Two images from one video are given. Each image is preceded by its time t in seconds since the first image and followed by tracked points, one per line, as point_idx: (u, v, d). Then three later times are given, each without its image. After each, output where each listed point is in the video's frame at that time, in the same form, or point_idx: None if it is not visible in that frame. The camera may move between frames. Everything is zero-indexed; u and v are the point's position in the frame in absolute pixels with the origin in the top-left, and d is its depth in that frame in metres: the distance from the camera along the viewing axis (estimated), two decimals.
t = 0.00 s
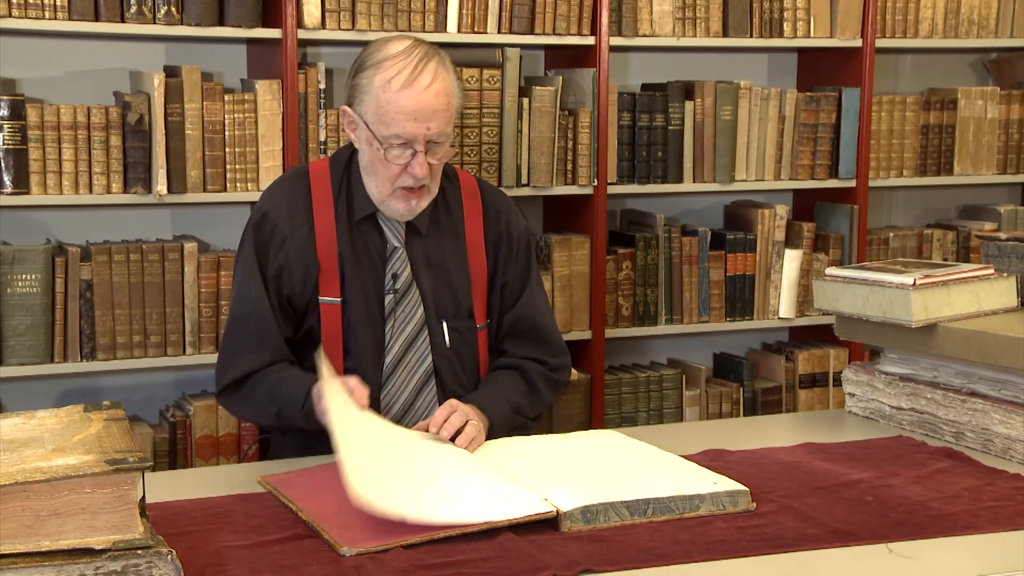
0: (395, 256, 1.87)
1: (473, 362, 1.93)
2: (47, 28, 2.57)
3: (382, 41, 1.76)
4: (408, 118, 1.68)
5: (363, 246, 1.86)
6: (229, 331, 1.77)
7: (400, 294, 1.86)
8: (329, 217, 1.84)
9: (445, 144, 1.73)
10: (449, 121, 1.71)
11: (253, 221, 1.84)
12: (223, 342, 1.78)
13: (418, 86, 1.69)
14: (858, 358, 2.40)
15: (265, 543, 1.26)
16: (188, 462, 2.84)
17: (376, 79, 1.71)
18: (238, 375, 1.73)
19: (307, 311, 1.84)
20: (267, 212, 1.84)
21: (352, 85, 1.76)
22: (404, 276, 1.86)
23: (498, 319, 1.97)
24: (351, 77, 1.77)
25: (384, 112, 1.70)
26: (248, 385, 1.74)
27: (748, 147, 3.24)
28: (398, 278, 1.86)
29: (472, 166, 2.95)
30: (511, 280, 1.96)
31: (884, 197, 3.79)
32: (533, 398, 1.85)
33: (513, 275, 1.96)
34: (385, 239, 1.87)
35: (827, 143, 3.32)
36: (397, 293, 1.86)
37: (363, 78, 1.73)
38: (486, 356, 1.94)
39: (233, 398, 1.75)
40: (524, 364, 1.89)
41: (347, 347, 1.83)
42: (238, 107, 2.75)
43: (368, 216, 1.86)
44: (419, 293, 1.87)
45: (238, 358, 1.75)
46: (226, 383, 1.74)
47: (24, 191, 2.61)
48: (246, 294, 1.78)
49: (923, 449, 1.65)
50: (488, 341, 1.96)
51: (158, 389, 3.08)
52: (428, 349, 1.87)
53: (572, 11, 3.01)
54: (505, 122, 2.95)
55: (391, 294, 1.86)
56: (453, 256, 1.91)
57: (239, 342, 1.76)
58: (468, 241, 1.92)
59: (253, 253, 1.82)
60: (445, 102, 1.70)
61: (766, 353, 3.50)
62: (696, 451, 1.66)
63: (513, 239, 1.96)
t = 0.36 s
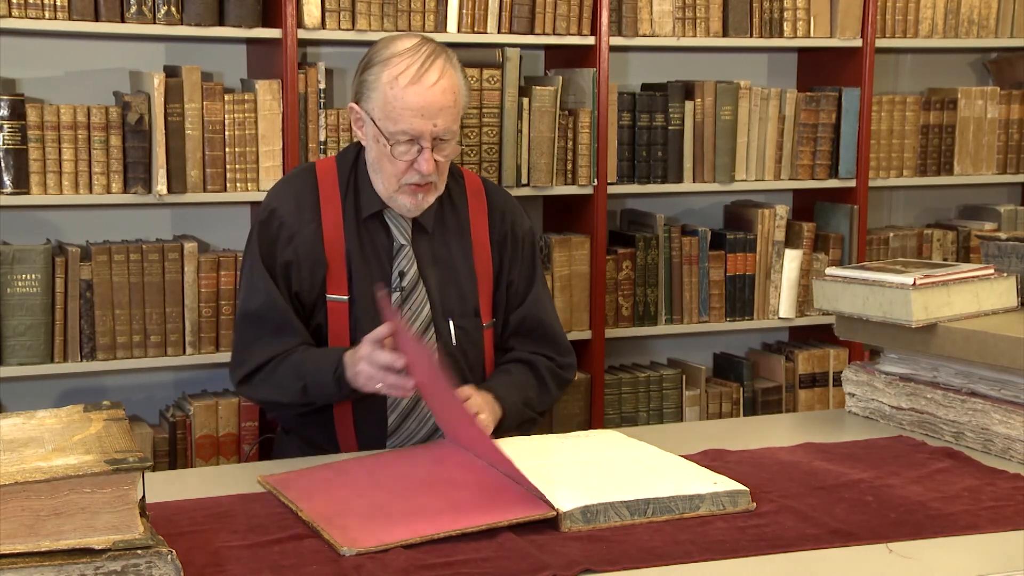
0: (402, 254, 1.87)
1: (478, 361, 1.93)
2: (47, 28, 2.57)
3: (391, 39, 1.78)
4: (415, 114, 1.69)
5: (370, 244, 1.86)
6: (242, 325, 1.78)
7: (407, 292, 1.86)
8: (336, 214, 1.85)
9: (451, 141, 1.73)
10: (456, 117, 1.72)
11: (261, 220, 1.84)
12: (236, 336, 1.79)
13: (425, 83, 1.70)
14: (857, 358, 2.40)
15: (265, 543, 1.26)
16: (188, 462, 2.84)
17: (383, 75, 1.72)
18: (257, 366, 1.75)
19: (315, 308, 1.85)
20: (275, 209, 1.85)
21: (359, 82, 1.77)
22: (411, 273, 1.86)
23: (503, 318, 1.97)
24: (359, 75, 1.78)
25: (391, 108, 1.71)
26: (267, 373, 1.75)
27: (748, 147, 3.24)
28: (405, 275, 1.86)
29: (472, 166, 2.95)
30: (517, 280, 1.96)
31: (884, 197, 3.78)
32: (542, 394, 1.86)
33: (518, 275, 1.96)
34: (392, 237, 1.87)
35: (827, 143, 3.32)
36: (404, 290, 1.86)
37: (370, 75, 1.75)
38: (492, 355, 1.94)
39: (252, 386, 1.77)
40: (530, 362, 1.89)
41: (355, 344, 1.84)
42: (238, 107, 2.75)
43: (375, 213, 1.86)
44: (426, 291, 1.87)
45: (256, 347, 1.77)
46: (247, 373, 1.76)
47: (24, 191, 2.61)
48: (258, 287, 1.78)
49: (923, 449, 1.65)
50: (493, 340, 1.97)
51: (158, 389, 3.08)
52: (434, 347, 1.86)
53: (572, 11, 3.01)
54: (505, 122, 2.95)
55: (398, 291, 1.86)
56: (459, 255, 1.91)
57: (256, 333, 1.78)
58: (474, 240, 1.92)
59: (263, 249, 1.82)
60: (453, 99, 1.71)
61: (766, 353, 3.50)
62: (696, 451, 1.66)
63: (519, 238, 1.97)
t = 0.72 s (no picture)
0: (404, 254, 1.87)
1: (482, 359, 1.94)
2: (47, 28, 2.57)
3: (390, 40, 1.77)
4: (414, 114, 1.69)
5: (372, 244, 1.87)
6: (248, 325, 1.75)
7: (409, 292, 1.86)
8: (340, 215, 1.84)
9: (451, 140, 1.73)
10: (456, 117, 1.71)
11: (264, 221, 1.84)
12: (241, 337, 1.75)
13: (423, 83, 1.69)
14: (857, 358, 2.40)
15: (265, 543, 1.26)
16: (188, 462, 2.84)
17: (382, 75, 1.72)
18: (266, 366, 1.72)
19: (318, 310, 1.85)
20: (279, 210, 1.84)
21: (359, 83, 1.77)
22: (414, 273, 1.86)
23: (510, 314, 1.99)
24: (358, 75, 1.78)
25: (390, 108, 1.71)
26: (275, 373, 1.72)
27: (748, 147, 3.24)
28: (408, 275, 1.85)
29: (472, 166, 2.95)
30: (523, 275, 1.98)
31: (884, 197, 3.78)
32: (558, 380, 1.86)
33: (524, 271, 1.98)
34: (394, 237, 1.87)
35: (827, 143, 3.32)
36: (406, 290, 1.85)
37: (370, 75, 1.74)
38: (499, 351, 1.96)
39: (260, 389, 1.73)
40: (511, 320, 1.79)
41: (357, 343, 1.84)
42: (238, 106, 2.75)
43: (377, 213, 1.86)
44: (428, 291, 1.87)
45: (262, 346, 1.74)
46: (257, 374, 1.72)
47: (24, 191, 2.61)
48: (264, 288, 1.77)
49: (923, 449, 1.65)
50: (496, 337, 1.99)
51: (158, 389, 3.08)
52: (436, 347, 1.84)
53: (572, 11, 3.01)
54: (505, 122, 2.95)
55: (400, 291, 1.85)
56: (462, 254, 1.92)
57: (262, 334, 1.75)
58: (478, 239, 1.93)
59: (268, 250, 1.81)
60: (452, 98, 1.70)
61: (766, 353, 3.50)
62: (696, 451, 1.66)
63: (522, 235, 1.99)
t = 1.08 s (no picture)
0: (408, 255, 1.87)
1: (484, 363, 1.93)
2: (47, 28, 2.57)
3: (396, 40, 1.77)
4: (421, 115, 1.70)
5: (375, 245, 1.87)
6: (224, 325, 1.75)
7: (412, 293, 1.87)
8: (340, 216, 1.84)
9: (457, 142, 1.73)
10: (461, 119, 1.72)
11: (265, 220, 1.83)
12: (217, 336, 1.75)
13: (431, 84, 1.70)
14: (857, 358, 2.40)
15: (265, 543, 1.26)
16: (188, 461, 2.84)
17: (389, 77, 1.72)
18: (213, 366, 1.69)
19: (315, 311, 1.83)
20: (279, 210, 1.84)
21: (366, 84, 1.77)
22: (417, 275, 1.87)
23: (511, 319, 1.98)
24: (365, 76, 1.78)
25: (398, 109, 1.71)
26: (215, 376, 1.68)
27: (748, 147, 3.24)
28: (411, 276, 1.86)
29: (472, 166, 2.95)
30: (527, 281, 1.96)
31: (884, 197, 3.78)
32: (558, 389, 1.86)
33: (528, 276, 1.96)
34: (397, 238, 1.88)
35: (827, 143, 3.32)
36: (409, 291, 1.87)
37: (376, 76, 1.75)
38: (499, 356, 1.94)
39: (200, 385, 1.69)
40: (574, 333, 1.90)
41: (357, 345, 1.83)
42: (238, 106, 2.75)
43: (380, 215, 1.87)
44: (430, 293, 1.87)
45: (225, 347, 1.73)
46: (200, 372, 1.69)
47: (24, 191, 2.61)
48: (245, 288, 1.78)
49: (923, 449, 1.65)
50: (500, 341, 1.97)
51: (158, 389, 3.08)
52: (439, 349, 1.87)
53: (572, 11, 3.01)
54: (505, 122, 2.95)
55: (403, 292, 1.86)
56: (466, 257, 1.91)
57: (229, 333, 1.74)
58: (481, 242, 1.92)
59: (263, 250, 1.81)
60: (459, 101, 1.71)
61: (766, 353, 3.50)
62: (696, 451, 1.66)
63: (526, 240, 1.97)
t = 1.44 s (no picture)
0: (409, 256, 1.87)
1: (484, 364, 1.93)
2: (47, 28, 2.57)
3: (401, 39, 1.77)
4: (426, 114, 1.70)
5: (377, 246, 1.86)
6: (227, 326, 1.76)
7: (413, 294, 1.86)
8: (342, 216, 1.84)
9: (461, 141, 1.74)
10: (466, 118, 1.72)
11: (266, 219, 1.84)
12: (221, 337, 1.76)
13: (436, 83, 1.70)
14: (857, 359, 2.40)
15: (265, 543, 1.26)
16: (188, 461, 2.84)
17: (394, 75, 1.72)
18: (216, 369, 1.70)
19: (317, 312, 1.83)
20: (281, 209, 1.84)
21: (370, 82, 1.77)
22: (418, 275, 1.86)
23: (510, 321, 1.97)
24: (369, 75, 1.78)
25: (402, 107, 1.71)
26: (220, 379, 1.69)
27: (748, 147, 3.24)
28: (413, 277, 1.86)
29: (472, 166, 2.95)
30: (526, 283, 1.96)
31: (884, 197, 3.79)
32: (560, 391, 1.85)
33: (527, 278, 1.96)
34: (399, 239, 1.88)
35: (827, 143, 3.32)
36: (410, 292, 1.86)
37: (381, 75, 1.75)
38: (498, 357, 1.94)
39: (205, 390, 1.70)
40: (573, 360, 1.92)
41: (359, 346, 1.83)
42: (238, 107, 2.75)
43: (382, 215, 1.87)
44: (432, 294, 1.87)
45: (229, 348, 1.74)
46: (209, 376, 1.70)
47: (24, 191, 2.61)
48: (248, 288, 1.78)
49: (923, 449, 1.65)
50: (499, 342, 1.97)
51: (158, 389, 3.08)
52: (440, 349, 1.87)
53: (572, 11, 3.01)
54: (505, 122, 2.95)
55: (404, 293, 1.86)
56: (467, 258, 1.91)
57: (232, 333, 1.75)
58: (481, 243, 1.92)
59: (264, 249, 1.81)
60: (464, 100, 1.71)
61: (766, 353, 3.50)
62: (696, 451, 1.66)
63: (525, 241, 1.96)
